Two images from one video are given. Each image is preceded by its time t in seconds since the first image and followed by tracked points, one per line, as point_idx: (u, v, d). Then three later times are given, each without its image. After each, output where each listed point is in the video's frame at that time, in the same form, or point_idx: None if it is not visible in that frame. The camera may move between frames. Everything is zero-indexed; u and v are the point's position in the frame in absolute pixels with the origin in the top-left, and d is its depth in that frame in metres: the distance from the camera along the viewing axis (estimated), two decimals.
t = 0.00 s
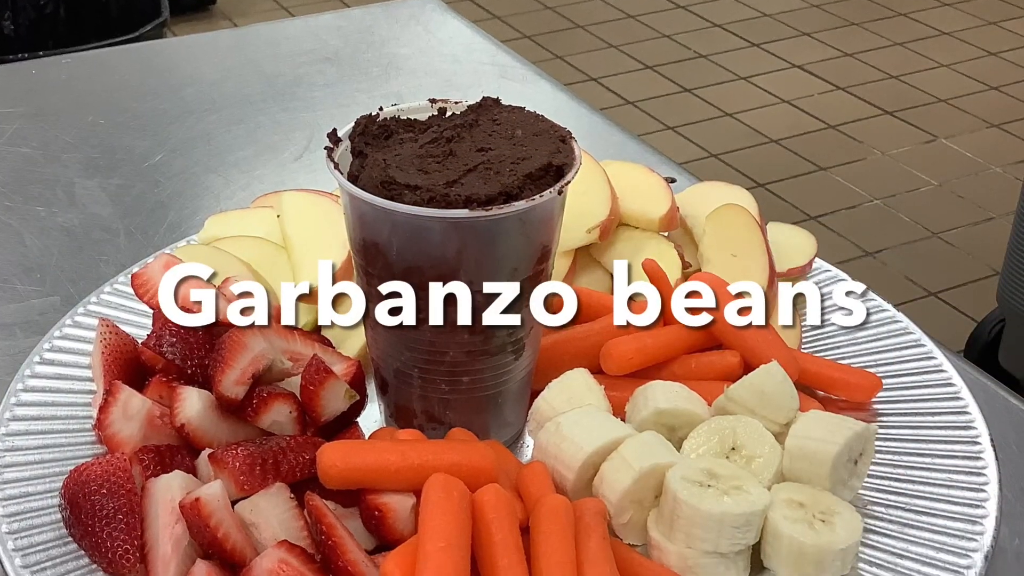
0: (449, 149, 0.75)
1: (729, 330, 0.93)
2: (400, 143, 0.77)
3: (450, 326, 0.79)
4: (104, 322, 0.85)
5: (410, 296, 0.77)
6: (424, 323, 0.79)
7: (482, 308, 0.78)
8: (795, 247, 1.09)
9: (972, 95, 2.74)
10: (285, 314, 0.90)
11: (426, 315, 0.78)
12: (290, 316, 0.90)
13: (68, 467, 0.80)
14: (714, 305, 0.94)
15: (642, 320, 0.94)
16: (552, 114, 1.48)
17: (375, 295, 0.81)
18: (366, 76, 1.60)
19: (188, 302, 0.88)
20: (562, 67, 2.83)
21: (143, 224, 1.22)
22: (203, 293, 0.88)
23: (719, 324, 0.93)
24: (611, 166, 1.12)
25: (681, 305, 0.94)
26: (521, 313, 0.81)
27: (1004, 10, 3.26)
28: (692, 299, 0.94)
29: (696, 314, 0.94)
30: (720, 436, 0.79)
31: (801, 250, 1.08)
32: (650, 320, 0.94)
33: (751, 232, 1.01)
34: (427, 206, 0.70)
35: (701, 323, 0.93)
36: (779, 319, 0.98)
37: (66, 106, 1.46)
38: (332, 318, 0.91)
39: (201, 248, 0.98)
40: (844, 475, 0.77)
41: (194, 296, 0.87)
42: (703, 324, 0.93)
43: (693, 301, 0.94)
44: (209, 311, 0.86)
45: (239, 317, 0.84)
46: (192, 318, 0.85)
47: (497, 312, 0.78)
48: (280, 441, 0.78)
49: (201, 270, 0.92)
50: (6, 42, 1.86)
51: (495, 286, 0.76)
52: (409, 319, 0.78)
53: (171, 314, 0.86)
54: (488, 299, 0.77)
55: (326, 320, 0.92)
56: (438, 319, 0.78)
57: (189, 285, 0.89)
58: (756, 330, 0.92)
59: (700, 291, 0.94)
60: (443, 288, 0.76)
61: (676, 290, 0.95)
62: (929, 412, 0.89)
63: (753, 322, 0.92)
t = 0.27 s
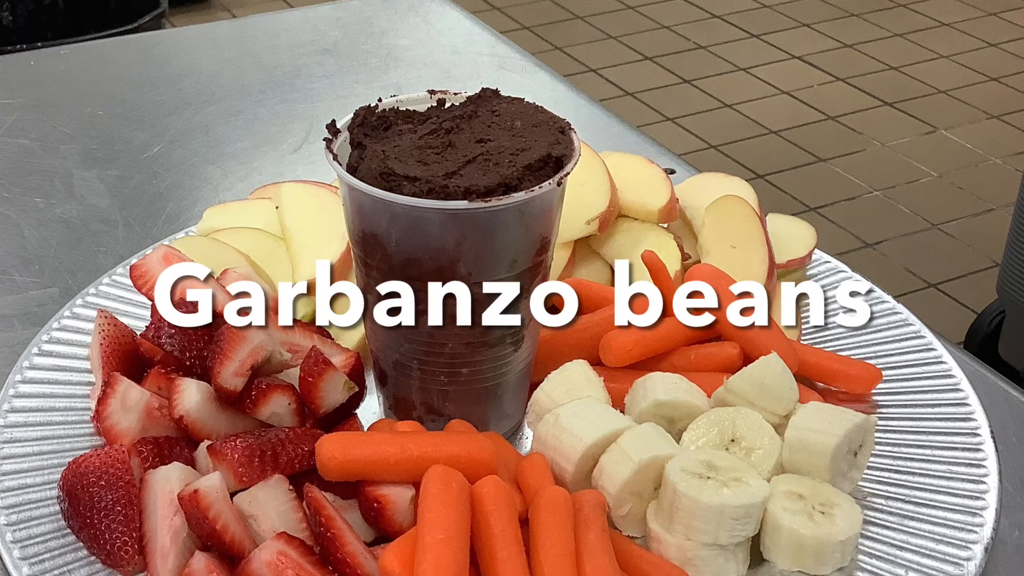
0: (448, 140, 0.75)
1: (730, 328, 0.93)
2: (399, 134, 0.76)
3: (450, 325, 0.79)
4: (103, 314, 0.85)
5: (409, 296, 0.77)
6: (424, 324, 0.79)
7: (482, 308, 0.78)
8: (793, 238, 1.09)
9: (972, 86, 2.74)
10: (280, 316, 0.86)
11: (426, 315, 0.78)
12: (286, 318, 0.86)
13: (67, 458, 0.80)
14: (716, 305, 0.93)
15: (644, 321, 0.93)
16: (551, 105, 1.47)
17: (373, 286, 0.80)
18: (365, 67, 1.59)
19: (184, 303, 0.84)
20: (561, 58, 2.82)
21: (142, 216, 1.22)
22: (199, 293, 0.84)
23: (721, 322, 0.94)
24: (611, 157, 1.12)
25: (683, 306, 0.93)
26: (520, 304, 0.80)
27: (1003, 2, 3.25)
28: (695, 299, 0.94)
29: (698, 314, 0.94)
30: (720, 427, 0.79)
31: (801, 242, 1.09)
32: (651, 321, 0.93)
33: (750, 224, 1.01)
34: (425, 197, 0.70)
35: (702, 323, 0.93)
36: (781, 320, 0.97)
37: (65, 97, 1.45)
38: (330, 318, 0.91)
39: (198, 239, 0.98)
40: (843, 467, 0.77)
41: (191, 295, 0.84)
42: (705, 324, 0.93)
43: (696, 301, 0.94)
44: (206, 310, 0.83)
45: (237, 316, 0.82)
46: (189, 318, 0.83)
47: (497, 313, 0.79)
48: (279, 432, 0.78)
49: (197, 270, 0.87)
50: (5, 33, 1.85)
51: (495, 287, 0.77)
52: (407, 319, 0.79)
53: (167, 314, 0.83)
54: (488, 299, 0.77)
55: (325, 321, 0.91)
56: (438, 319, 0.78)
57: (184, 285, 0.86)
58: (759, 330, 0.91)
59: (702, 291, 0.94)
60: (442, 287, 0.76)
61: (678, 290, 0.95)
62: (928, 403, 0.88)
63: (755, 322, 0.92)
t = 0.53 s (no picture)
0: (447, 132, 0.75)
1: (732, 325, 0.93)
2: (398, 126, 0.76)
3: (450, 317, 0.79)
4: (102, 305, 0.85)
5: (408, 296, 0.77)
6: (423, 323, 0.79)
7: (481, 308, 0.78)
8: (793, 231, 1.09)
9: (972, 77, 2.73)
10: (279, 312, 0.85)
11: (426, 312, 0.78)
12: (286, 316, 0.85)
13: (66, 450, 0.80)
14: (719, 305, 0.93)
15: (644, 317, 0.92)
16: (550, 96, 1.47)
17: (372, 277, 0.80)
18: (363, 58, 1.58)
19: (180, 300, 0.82)
20: (560, 49, 2.81)
21: (140, 207, 1.21)
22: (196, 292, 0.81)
23: (721, 320, 0.94)
24: (610, 148, 1.11)
25: (686, 306, 0.93)
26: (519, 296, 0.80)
27: None
28: (697, 299, 0.94)
29: (700, 314, 0.94)
30: (719, 419, 0.79)
31: (801, 234, 1.09)
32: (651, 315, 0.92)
33: (750, 216, 1.01)
34: (423, 188, 0.70)
35: (704, 324, 0.93)
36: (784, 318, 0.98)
37: (63, 88, 1.44)
38: (328, 318, 0.91)
39: (196, 232, 0.98)
40: (843, 459, 0.77)
41: (186, 296, 0.81)
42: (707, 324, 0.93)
43: (699, 302, 0.93)
44: (204, 310, 0.81)
45: (230, 317, 0.80)
46: (185, 319, 0.81)
47: (497, 312, 0.79)
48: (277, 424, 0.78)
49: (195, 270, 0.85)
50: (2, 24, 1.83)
51: (495, 287, 0.77)
52: (407, 318, 0.79)
53: (164, 314, 0.82)
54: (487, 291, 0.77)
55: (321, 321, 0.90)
56: (437, 311, 0.78)
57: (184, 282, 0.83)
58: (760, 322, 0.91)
59: (705, 291, 0.94)
60: (442, 288, 0.76)
61: (680, 290, 0.94)
62: (928, 395, 0.88)
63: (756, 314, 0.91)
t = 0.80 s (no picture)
0: (446, 123, 0.74)
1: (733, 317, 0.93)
2: (397, 117, 0.76)
3: (449, 309, 0.78)
4: (100, 297, 0.85)
5: (405, 291, 0.78)
6: (422, 317, 0.79)
7: (480, 303, 0.78)
8: (793, 224, 1.09)
9: (972, 68, 2.72)
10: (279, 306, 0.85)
11: (425, 305, 0.78)
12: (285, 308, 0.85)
13: (65, 441, 0.79)
14: (720, 305, 0.93)
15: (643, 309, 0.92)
16: (550, 87, 1.46)
17: (371, 269, 0.80)
18: (362, 49, 1.58)
19: (179, 298, 0.80)
20: (559, 40, 2.80)
21: (139, 198, 1.21)
22: (195, 292, 0.80)
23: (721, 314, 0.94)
24: (610, 139, 1.11)
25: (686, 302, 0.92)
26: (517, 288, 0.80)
27: None
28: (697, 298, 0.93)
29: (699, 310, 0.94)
30: (719, 411, 0.79)
31: (800, 225, 1.08)
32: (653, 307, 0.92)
33: (749, 208, 1.01)
34: (422, 179, 0.69)
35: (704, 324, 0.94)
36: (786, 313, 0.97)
37: (61, 79, 1.44)
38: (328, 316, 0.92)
39: (196, 223, 0.98)
40: (842, 451, 0.77)
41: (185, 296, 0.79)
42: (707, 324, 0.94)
43: (699, 302, 0.92)
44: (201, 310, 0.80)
45: (229, 316, 0.79)
46: (186, 317, 0.81)
47: (497, 312, 0.80)
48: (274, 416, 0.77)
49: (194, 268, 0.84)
50: None
51: (495, 282, 0.77)
52: (405, 312, 0.79)
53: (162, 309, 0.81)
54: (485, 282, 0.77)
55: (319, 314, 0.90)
56: (437, 303, 0.77)
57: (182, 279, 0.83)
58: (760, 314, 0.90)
59: (705, 291, 0.93)
60: (441, 286, 0.76)
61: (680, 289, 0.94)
62: (928, 387, 0.88)
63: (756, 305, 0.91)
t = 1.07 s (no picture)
0: (445, 114, 0.74)
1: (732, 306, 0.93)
2: (396, 108, 0.75)
3: (449, 299, 0.78)
4: (98, 289, 0.84)
5: (403, 281, 0.78)
6: (422, 306, 0.79)
7: (478, 294, 0.78)
8: (792, 216, 1.08)
9: (972, 59, 2.72)
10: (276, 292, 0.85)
11: (425, 295, 0.78)
12: (283, 298, 0.85)
13: (63, 433, 0.79)
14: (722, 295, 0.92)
15: (643, 300, 0.92)
16: (549, 79, 1.46)
17: (370, 260, 0.80)
18: (361, 41, 1.57)
19: (177, 289, 0.83)
20: (558, 32, 2.79)
21: (138, 190, 1.21)
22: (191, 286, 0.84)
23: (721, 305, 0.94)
24: (610, 131, 1.11)
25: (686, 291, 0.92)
26: (515, 279, 0.80)
27: None
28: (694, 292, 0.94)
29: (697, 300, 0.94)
30: (718, 402, 0.79)
31: (800, 217, 1.08)
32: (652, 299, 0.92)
33: (749, 200, 1.00)
34: (422, 171, 0.69)
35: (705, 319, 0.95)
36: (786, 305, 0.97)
37: (60, 70, 1.43)
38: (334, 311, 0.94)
39: (195, 214, 0.98)
40: (841, 443, 0.77)
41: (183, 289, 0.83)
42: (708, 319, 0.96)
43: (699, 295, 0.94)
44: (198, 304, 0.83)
45: (229, 307, 0.79)
46: (184, 308, 0.82)
47: (495, 302, 0.80)
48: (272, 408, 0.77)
49: (195, 258, 0.88)
50: None
51: (494, 273, 0.77)
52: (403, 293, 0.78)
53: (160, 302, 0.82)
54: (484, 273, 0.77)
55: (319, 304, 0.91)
56: (436, 292, 0.77)
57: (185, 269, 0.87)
58: (760, 305, 0.90)
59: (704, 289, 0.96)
60: (441, 276, 0.76)
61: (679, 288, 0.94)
62: (928, 378, 0.88)
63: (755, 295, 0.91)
